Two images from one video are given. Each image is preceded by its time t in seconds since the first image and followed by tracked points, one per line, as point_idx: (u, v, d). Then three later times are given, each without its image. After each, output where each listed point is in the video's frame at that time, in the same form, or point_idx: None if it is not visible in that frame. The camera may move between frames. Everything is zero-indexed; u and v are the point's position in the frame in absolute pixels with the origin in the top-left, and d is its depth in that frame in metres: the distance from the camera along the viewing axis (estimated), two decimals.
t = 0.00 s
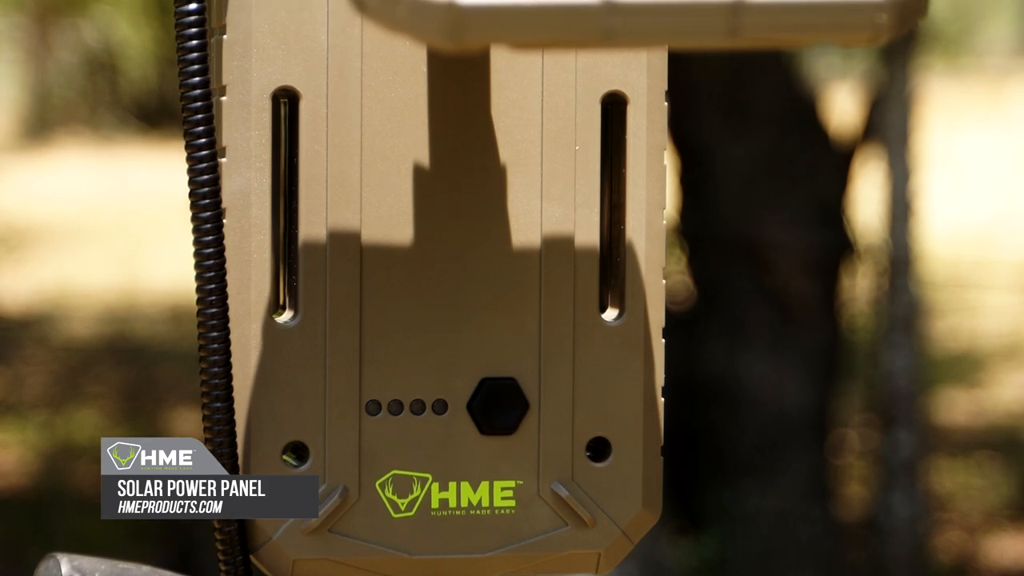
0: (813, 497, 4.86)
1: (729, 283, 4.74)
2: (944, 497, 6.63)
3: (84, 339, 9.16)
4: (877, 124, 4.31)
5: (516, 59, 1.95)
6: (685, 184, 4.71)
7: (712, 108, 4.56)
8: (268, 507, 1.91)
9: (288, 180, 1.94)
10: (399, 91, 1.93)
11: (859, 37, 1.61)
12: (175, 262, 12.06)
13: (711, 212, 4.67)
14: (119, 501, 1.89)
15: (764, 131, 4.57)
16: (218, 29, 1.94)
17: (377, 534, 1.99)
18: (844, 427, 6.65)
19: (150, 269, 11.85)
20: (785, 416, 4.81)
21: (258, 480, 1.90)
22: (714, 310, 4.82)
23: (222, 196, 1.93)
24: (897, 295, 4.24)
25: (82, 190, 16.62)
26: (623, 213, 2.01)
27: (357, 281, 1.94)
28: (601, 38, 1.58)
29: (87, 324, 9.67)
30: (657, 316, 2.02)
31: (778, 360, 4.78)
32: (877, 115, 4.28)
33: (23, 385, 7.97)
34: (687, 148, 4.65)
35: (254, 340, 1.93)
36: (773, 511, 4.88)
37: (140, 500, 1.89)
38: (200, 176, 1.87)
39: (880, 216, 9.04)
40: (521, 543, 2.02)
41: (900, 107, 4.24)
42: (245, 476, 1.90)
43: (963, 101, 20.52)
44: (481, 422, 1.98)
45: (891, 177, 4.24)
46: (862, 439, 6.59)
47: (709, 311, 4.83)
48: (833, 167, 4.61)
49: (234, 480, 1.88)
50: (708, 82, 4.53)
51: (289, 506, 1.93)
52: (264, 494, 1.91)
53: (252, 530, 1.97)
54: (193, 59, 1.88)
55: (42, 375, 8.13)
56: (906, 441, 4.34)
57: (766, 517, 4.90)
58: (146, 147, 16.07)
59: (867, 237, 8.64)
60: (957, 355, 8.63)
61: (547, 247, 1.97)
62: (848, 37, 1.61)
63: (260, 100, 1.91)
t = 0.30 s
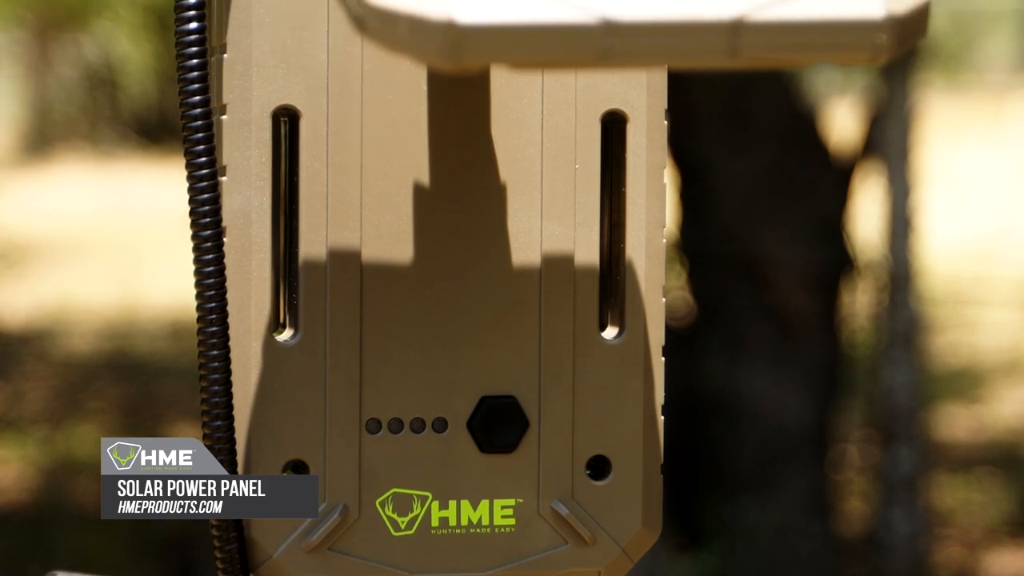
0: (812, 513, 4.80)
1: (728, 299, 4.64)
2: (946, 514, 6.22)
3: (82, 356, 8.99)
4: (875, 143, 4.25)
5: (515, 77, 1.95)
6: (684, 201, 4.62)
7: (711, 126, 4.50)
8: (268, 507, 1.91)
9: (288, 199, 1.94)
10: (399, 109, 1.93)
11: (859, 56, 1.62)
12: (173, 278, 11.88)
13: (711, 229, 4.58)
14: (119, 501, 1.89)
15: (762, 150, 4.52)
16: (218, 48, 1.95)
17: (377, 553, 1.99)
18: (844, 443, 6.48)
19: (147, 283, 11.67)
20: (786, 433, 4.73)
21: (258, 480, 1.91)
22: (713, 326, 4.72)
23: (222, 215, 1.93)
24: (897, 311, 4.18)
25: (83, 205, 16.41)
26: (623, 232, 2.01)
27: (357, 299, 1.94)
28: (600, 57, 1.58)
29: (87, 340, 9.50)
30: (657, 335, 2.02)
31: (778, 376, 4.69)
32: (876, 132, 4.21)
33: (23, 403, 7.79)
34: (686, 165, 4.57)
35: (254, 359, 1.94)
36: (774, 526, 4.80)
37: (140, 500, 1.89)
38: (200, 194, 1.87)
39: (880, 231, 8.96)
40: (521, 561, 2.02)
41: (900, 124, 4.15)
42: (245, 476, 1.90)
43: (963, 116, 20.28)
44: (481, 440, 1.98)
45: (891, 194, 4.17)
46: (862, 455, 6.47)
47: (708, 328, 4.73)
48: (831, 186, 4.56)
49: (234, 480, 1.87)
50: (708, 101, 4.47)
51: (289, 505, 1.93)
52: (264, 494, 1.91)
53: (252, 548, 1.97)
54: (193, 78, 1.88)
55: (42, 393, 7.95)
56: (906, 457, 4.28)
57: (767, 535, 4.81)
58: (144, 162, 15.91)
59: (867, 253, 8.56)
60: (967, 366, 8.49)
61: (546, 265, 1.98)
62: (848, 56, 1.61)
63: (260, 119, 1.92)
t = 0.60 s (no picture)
0: (812, 524, 4.77)
1: (729, 307, 4.65)
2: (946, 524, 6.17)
3: (82, 367, 8.97)
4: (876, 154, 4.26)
5: (515, 90, 1.96)
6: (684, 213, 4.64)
7: (712, 137, 4.51)
8: (268, 507, 1.91)
9: (288, 211, 1.95)
10: (399, 121, 1.94)
11: (859, 69, 1.62)
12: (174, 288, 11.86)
13: (711, 240, 4.59)
14: (119, 501, 1.90)
15: (762, 161, 4.52)
16: (218, 61, 1.95)
17: (376, 565, 1.98)
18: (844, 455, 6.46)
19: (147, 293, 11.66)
20: (786, 443, 4.71)
21: (258, 480, 1.91)
22: (713, 336, 4.72)
23: (222, 226, 1.93)
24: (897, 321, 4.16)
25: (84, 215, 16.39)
26: (623, 244, 2.01)
27: (357, 311, 1.94)
28: (600, 70, 1.58)
29: (88, 350, 9.50)
30: (657, 346, 2.02)
31: (778, 386, 4.69)
32: (876, 143, 4.20)
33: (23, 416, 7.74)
34: (686, 177, 4.58)
35: (254, 371, 1.94)
36: (774, 539, 4.76)
37: (140, 500, 1.90)
38: (201, 207, 1.88)
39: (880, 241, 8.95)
40: (520, 573, 2.02)
41: (900, 135, 4.13)
42: (246, 476, 1.90)
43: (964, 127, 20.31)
44: (481, 452, 1.99)
45: (891, 205, 4.16)
46: (862, 466, 6.44)
47: (709, 338, 4.74)
48: (832, 198, 4.56)
49: (234, 480, 1.88)
50: (708, 112, 4.47)
51: (289, 505, 1.93)
52: (264, 494, 1.91)
53: (251, 560, 1.97)
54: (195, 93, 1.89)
55: (42, 406, 7.91)
56: (906, 468, 4.23)
57: (766, 546, 4.77)
58: (146, 172, 15.91)
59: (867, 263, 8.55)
60: (967, 376, 8.49)
61: (547, 277, 1.98)
62: (848, 69, 1.62)
63: (261, 131, 1.92)
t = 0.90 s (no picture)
0: (812, 533, 4.73)
1: (728, 319, 4.62)
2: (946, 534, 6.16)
3: (80, 377, 8.97)
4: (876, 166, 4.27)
5: (515, 103, 1.96)
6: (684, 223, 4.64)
7: (711, 148, 4.53)
8: (268, 507, 1.91)
9: (289, 223, 1.95)
10: (399, 133, 1.94)
11: (859, 82, 1.63)
12: (173, 297, 11.84)
13: (710, 251, 4.58)
14: (119, 501, 1.89)
15: (762, 171, 4.52)
16: (218, 73, 1.96)
17: None
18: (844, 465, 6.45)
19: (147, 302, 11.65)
20: (787, 454, 4.67)
21: (258, 480, 1.91)
22: (712, 347, 4.68)
23: (223, 239, 1.93)
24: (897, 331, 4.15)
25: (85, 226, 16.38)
26: (623, 256, 2.01)
27: (357, 323, 1.94)
28: (601, 84, 1.58)
29: (87, 361, 9.49)
30: (658, 358, 2.02)
31: (778, 396, 4.65)
32: (876, 153, 4.20)
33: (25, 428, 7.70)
34: (687, 187, 4.59)
35: (254, 383, 1.94)
36: (774, 549, 4.72)
37: (140, 500, 1.89)
38: (201, 219, 1.88)
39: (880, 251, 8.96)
40: None
41: (899, 145, 4.12)
42: (245, 476, 1.90)
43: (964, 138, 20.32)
44: (481, 464, 1.99)
45: (892, 215, 4.16)
46: (862, 475, 6.43)
47: (708, 349, 4.69)
48: (832, 210, 4.55)
49: (234, 479, 1.88)
50: (707, 122, 4.50)
51: (290, 506, 1.93)
52: (264, 494, 1.91)
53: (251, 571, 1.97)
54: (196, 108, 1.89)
55: (42, 416, 7.91)
56: (906, 478, 4.21)
57: (767, 557, 4.71)
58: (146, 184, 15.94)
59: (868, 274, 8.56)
60: (967, 387, 8.49)
61: (547, 290, 1.98)
62: (848, 82, 1.62)
63: (262, 142, 1.92)
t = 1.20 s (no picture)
0: (812, 547, 4.67)
1: (728, 332, 4.55)
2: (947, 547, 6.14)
3: (79, 390, 8.97)
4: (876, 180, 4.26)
5: (515, 119, 1.96)
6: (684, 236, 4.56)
7: (711, 158, 4.45)
8: (267, 508, 1.91)
9: (289, 238, 1.95)
10: (399, 150, 1.94)
11: (859, 99, 1.63)
12: (173, 309, 11.83)
13: (711, 265, 4.50)
14: (119, 501, 1.90)
15: (762, 183, 4.44)
16: (218, 89, 1.96)
17: None
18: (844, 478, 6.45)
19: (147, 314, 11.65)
20: (787, 466, 4.59)
21: (258, 480, 1.91)
22: (712, 360, 4.60)
23: (223, 254, 1.93)
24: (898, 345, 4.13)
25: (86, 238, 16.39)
26: (624, 272, 2.01)
27: (357, 338, 1.94)
28: (601, 99, 1.58)
29: (87, 373, 9.48)
30: (658, 372, 2.02)
31: (778, 409, 4.58)
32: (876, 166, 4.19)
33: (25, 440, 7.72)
34: (686, 199, 4.51)
35: (254, 398, 1.94)
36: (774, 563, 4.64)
37: (140, 500, 1.90)
38: (201, 234, 1.88)
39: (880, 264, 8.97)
40: None
41: (899, 159, 4.11)
42: (245, 476, 1.91)
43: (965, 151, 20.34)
44: (481, 480, 1.99)
45: (891, 229, 4.14)
46: (862, 488, 6.42)
47: (708, 361, 4.60)
48: (832, 223, 4.50)
49: (234, 479, 1.89)
50: (707, 132, 4.42)
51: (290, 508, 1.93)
52: (264, 494, 1.91)
53: None
54: (196, 124, 1.90)
55: (42, 428, 7.93)
56: (906, 491, 4.18)
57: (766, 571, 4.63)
58: (147, 196, 15.94)
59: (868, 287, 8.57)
60: (968, 400, 8.49)
61: (548, 304, 1.98)
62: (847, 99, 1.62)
63: (262, 158, 1.93)
